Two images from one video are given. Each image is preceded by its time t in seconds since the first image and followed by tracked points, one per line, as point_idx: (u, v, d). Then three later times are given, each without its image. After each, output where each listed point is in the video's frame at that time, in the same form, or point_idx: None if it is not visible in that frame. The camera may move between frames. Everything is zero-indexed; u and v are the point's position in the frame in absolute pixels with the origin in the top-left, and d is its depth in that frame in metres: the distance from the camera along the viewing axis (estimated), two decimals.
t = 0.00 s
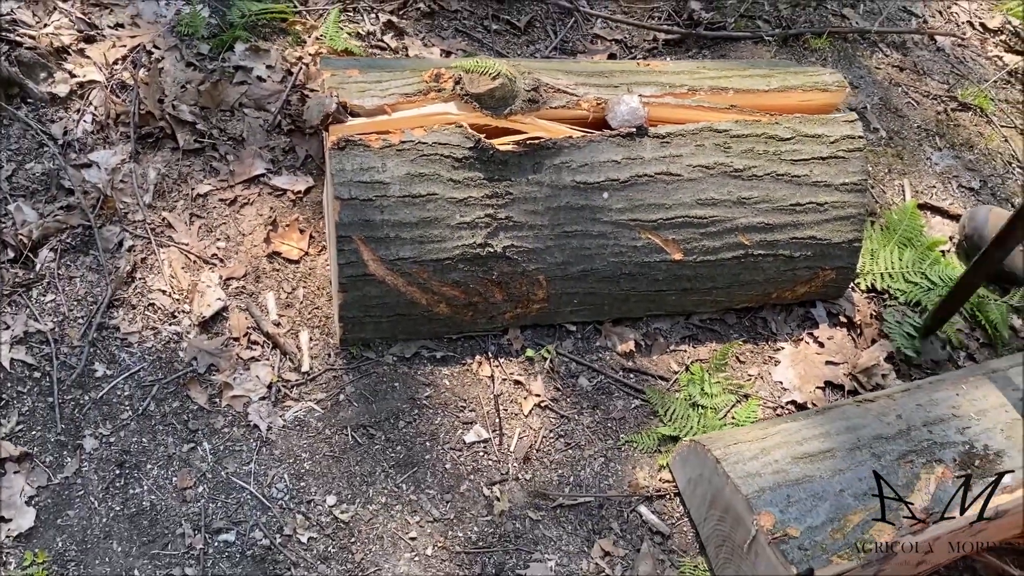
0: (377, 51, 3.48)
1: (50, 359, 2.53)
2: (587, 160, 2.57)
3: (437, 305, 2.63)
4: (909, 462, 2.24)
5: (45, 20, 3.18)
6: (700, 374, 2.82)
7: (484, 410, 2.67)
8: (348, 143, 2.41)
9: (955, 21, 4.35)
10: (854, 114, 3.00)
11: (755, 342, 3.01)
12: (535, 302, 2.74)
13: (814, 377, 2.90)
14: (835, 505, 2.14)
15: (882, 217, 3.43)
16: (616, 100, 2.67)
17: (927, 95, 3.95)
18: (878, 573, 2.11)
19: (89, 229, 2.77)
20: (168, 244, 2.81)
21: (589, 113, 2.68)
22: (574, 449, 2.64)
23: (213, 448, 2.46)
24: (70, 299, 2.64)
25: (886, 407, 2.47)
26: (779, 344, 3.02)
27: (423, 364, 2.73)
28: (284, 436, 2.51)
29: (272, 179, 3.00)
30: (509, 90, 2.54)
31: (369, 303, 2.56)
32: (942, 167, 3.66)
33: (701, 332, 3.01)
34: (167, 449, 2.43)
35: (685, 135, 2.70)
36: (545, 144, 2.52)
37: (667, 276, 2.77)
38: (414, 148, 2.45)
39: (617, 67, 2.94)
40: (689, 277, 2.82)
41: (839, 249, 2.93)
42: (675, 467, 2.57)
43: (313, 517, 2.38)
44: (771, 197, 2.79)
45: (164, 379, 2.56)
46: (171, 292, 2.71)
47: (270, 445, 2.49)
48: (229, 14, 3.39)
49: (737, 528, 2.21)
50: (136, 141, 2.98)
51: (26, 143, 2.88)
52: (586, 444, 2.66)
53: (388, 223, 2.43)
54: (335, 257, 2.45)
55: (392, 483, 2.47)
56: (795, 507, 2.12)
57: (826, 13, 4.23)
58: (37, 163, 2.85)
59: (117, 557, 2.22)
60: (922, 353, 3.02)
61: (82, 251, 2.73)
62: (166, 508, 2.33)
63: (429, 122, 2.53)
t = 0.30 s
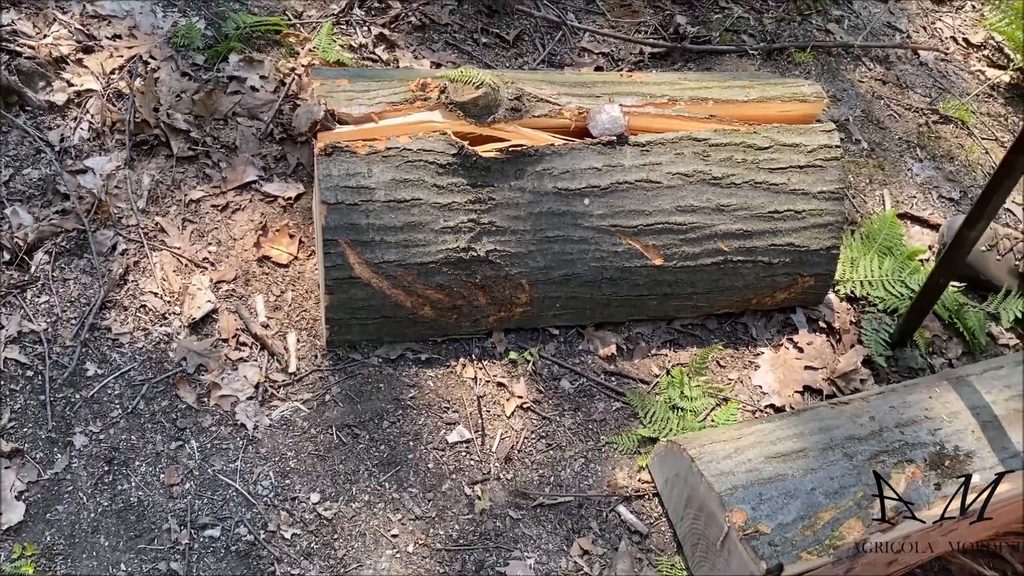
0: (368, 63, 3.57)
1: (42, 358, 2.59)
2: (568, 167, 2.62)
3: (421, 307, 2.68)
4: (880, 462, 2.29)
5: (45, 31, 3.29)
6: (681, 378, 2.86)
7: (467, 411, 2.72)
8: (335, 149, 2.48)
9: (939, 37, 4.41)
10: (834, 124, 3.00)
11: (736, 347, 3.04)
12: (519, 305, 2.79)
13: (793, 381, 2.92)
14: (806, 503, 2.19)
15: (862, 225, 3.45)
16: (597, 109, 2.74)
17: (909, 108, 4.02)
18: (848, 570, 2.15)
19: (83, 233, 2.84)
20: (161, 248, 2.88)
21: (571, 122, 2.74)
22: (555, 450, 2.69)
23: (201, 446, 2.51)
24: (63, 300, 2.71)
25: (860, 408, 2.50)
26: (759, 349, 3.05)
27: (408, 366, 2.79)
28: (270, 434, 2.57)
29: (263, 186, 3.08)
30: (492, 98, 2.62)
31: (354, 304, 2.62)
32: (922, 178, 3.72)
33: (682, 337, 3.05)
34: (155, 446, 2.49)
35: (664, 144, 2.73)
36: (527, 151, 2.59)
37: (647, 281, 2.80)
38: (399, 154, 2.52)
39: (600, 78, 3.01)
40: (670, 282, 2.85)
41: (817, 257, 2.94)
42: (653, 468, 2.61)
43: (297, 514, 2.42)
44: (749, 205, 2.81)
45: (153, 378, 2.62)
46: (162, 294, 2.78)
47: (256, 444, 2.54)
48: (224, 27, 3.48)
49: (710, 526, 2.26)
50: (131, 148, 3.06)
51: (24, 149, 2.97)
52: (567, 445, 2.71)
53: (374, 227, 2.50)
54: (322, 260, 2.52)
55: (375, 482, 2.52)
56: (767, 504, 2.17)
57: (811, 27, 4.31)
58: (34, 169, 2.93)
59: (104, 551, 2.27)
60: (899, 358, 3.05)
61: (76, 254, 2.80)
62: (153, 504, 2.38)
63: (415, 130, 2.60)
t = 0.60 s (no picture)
0: (367, 75, 3.63)
1: (41, 362, 2.63)
2: (561, 177, 2.66)
3: (415, 314, 2.72)
4: (867, 469, 2.31)
5: (51, 42, 3.36)
6: (672, 386, 2.87)
7: (459, 417, 2.75)
8: (331, 158, 2.53)
9: (934, 52, 4.44)
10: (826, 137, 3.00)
11: (728, 356, 3.05)
12: (512, 313, 2.82)
13: (784, 391, 2.93)
14: (793, 509, 2.21)
15: (855, 237, 3.46)
16: (590, 120, 2.78)
17: (904, 122, 4.04)
18: None
19: (84, 240, 2.89)
20: (160, 255, 2.92)
21: (564, 133, 2.78)
22: (546, 456, 2.70)
23: (196, 449, 2.54)
24: (63, 305, 2.75)
25: (849, 416, 2.52)
26: (751, 359, 3.05)
27: (402, 373, 2.82)
28: (264, 439, 2.59)
29: (262, 195, 3.12)
30: (486, 109, 2.67)
31: (348, 311, 2.65)
32: (916, 191, 3.74)
33: (675, 346, 3.06)
34: (151, 449, 2.52)
35: (656, 154, 2.75)
36: (520, 160, 2.62)
37: (639, 290, 2.81)
38: (394, 163, 2.56)
39: (595, 90, 3.06)
40: (662, 291, 2.86)
41: (809, 267, 2.94)
42: (644, 475, 2.63)
43: (290, 517, 2.45)
44: (741, 216, 2.81)
45: (150, 383, 2.65)
46: (160, 300, 2.82)
47: (250, 448, 2.57)
48: (226, 39, 3.55)
49: (698, 531, 2.28)
50: (132, 157, 3.11)
51: (27, 158, 3.02)
52: (559, 452, 2.72)
53: (368, 234, 2.54)
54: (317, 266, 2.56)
55: (367, 487, 2.54)
56: (753, 510, 2.20)
57: (807, 42, 4.35)
58: (37, 177, 2.99)
59: (99, 552, 2.29)
60: (892, 369, 3.06)
61: (76, 260, 2.85)
62: (148, 506, 2.41)
63: (410, 139, 2.65)
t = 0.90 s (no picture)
0: (375, 88, 3.66)
1: (49, 370, 2.65)
2: (566, 188, 2.67)
3: (421, 324, 2.72)
4: (873, 482, 2.30)
5: (62, 54, 3.40)
6: (678, 398, 2.87)
7: (464, 428, 2.75)
8: (338, 168, 2.55)
9: (941, 65, 4.44)
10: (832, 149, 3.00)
11: (733, 368, 3.05)
12: (518, 324, 2.82)
13: (790, 404, 2.93)
14: (798, 520, 2.21)
15: (861, 249, 3.46)
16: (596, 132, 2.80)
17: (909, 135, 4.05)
18: None
19: (93, 249, 2.92)
20: (168, 264, 2.94)
21: (570, 145, 2.79)
22: (551, 467, 2.70)
23: (202, 458, 2.55)
24: (72, 314, 2.77)
25: (855, 428, 2.52)
26: (757, 371, 3.05)
27: (408, 383, 2.82)
28: (270, 448, 2.60)
29: (270, 206, 3.15)
30: (493, 121, 2.70)
31: (354, 320, 2.66)
32: (921, 203, 3.74)
33: (680, 357, 3.05)
34: (157, 458, 2.52)
35: (662, 166, 2.77)
36: (526, 172, 2.64)
37: (644, 301, 2.81)
38: (401, 174, 2.59)
39: (601, 102, 3.08)
40: (667, 303, 2.86)
41: (814, 279, 2.94)
42: (649, 486, 2.63)
43: (294, 527, 2.45)
44: (746, 227, 2.82)
45: (157, 392, 2.66)
46: (168, 309, 2.84)
47: (256, 457, 2.58)
48: (236, 52, 3.60)
49: (703, 542, 2.28)
50: (141, 167, 3.14)
51: (38, 168, 3.06)
52: (564, 463, 2.72)
53: (375, 245, 2.56)
54: (324, 276, 2.57)
55: (372, 497, 2.54)
56: (758, 521, 2.20)
57: (812, 56, 4.37)
58: (47, 187, 3.02)
59: (104, 560, 2.30)
60: (898, 382, 3.05)
61: (85, 269, 2.87)
62: (153, 514, 2.41)
63: (417, 150, 2.67)
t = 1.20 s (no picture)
0: (382, 97, 3.67)
1: (56, 378, 2.65)
2: (574, 200, 2.67)
3: (427, 333, 2.72)
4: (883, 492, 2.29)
5: (71, 63, 3.42)
6: (685, 407, 2.85)
7: (471, 437, 2.74)
8: (346, 176, 2.55)
9: (948, 75, 4.45)
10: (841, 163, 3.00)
11: (741, 378, 3.04)
12: (523, 333, 2.82)
13: (798, 414, 2.92)
14: (807, 531, 2.19)
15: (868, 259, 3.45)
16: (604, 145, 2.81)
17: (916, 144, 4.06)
18: None
19: (100, 257, 2.92)
20: (174, 272, 2.94)
21: (579, 153, 2.81)
22: (558, 477, 2.69)
23: (208, 466, 2.54)
24: (78, 322, 2.77)
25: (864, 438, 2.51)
26: (765, 380, 3.04)
27: (414, 391, 2.82)
28: (276, 457, 2.59)
29: (277, 215, 3.15)
30: (501, 128, 2.72)
31: (361, 329, 2.66)
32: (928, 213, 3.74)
33: (688, 367, 3.04)
34: (163, 466, 2.52)
35: (670, 178, 2.77)
36: (534, 183, 2.65)
37: (651, 313, 2.81)
38: (408, 183, 2.58)
39: (609, 108, 3.09)
40: (674, 314, 2.85)
41: (822, 293, 2.93)
42: (656, 496, 2.61)
43: (300, 536, 2.44)
44: (754, 240, 2.81)
45: (163, 400, 2.66)
46: (175, 317, 2.84)
47: (262, 465, 2.57)
48: (244, 61, 3.62)
49: (712, 553, 2.26)
50: (149, 176, 3.15)
51: (46, 177, 3.07)
52: (570, 472, 2.71)
53: (381, 253, 2.56)
54: (330, 284, 2.57)
55: (378, 506, 2.53)
56: (767, 532, 2.18)
57: (819, 65, 4.38)
58: (55, 196, 3.03)
59: (109, 569, 2.29)
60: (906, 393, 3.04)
61: (92, 278, 2.88)
62: (159, 523, 2.40)
63: (426, 159, 2.68)
